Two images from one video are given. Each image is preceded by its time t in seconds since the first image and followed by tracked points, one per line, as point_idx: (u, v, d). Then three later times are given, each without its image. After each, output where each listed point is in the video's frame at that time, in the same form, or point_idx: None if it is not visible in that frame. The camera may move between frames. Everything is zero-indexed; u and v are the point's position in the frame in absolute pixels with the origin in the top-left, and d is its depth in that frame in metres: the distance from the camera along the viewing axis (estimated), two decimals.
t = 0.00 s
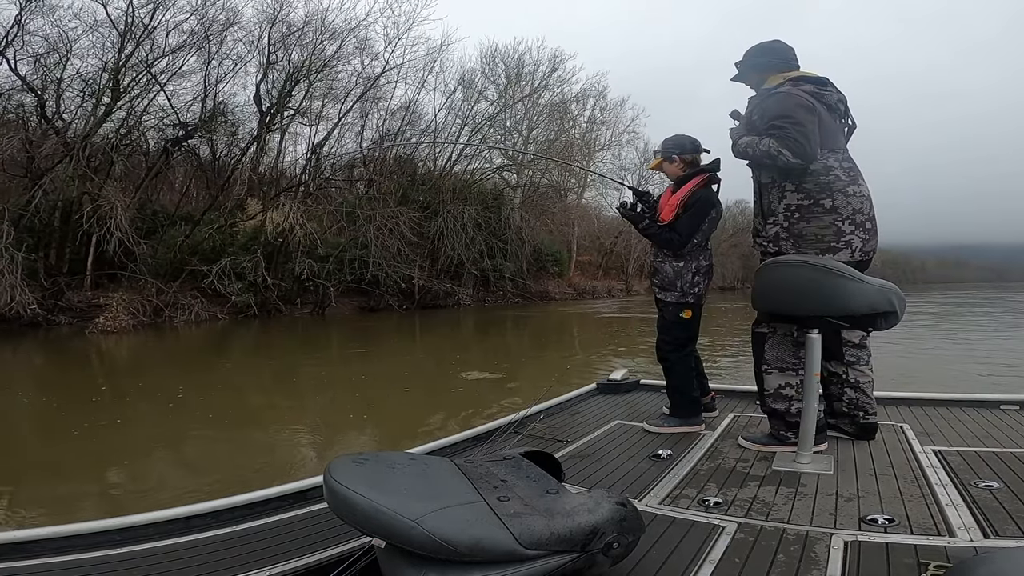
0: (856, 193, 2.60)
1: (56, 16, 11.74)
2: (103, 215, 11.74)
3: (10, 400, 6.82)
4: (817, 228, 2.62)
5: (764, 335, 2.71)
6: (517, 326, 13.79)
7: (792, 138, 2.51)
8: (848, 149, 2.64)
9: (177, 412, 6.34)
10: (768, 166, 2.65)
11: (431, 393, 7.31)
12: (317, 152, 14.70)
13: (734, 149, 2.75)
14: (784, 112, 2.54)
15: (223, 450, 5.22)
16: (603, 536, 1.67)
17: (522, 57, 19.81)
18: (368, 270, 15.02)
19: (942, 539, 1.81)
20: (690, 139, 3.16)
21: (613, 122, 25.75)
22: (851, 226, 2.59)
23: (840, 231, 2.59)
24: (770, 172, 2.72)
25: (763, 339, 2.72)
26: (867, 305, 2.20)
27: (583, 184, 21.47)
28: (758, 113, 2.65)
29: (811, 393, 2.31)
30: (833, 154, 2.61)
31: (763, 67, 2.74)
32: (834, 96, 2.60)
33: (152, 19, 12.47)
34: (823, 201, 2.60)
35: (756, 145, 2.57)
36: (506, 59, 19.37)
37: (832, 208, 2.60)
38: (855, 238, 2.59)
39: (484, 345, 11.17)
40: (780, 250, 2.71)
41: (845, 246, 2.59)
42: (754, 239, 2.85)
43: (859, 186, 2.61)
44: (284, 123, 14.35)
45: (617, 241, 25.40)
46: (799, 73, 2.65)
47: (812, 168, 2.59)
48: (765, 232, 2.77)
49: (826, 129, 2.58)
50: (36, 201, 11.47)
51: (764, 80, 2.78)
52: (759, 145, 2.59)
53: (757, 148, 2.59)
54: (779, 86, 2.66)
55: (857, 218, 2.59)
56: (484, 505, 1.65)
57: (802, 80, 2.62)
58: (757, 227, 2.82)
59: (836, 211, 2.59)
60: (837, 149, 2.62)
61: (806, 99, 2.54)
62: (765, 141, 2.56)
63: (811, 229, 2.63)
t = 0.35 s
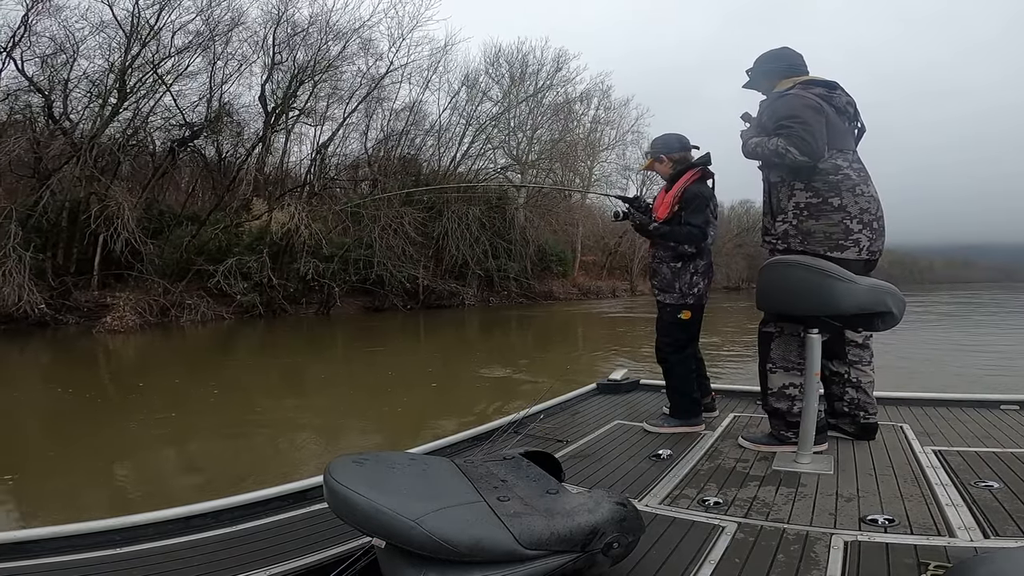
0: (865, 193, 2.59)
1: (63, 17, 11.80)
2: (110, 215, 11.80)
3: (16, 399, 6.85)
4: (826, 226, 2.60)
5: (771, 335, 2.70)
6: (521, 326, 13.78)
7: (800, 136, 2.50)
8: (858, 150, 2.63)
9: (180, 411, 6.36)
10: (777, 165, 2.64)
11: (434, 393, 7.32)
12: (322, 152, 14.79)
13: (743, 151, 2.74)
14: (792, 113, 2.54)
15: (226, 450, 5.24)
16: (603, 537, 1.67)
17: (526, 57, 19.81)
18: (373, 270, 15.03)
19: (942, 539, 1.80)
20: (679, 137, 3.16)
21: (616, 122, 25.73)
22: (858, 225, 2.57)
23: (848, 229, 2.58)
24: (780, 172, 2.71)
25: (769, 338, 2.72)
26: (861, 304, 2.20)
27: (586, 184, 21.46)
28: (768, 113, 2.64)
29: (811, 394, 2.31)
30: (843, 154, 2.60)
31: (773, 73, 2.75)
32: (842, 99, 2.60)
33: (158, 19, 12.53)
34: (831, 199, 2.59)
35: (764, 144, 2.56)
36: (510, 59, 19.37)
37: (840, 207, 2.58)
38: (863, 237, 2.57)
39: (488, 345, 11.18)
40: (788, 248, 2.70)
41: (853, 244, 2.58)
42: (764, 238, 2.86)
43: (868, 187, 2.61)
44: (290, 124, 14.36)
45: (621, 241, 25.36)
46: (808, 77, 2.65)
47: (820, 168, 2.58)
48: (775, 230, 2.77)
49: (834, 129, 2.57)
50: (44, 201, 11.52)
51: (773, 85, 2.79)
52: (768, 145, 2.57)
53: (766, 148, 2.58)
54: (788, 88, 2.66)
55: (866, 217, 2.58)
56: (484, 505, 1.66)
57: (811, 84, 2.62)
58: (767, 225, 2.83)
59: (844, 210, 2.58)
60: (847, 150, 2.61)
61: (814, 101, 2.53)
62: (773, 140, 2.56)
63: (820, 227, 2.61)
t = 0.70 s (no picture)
0: (884, 191, 2.59)
1: (68, 17, 11.83)
2: (118, 216, 11.87)
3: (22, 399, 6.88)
4: (847, 223, 2.59)
5: (787, 332, 2.65)
6: (525, 326, 13.78)
7: (822, 133, 2.49)
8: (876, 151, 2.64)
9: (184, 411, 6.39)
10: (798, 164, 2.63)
11: (437, 392, 7.34)
12: (327, 152, 14.83)
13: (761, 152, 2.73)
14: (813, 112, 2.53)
15: (230, 449, 5.26)
16: (603, 537, 1.67)
17: (530, 56, 19.80)
18: (377, 270, 15.04)
19: (943, 539, 1.80)
20: (663, 139, 3.18)
21: (620, 121, 25.71)
22: (880, 222, 2.57)
23: (869, 226, 2.57)
24: (799, 171, 2.71)
25: (785, 336, 2.67)
26: (841, 305, 2.24)
27: (590, 183, 21.44)
28: (786, 115, 2.64)
29: (811, 393, 2.32)
30: (862, 154, 2.61)
31: (788, 78, 2.75)
32: (859, 100, 2.61)
33: (163, 20, 12.56)
34: (852, 197, 2.59)
35: (786, 143, 2.55)
36: (514, 59, 19.37)
37: (861, 204, 2.58)
38: (884, 233, 2.57)
39: (492, 344, 11.18)
40: (809, 246, 2.69)
41: (875, 241, 2.57)
42: (785, 238, 2.84)
43: (887, 185, 2.61)
44: (295, 124, 14.46)
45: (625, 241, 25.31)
46: (824, 79, 2.65)
47: (840, 166, 2.59)
48: (795, 229, 2.76)
49: (853, 129, 2.58)
50: (51, 201, 11.57)
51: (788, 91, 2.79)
52: (789, 143, 2.56)
53: (786, 147, 2.57)
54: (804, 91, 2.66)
55: (886, 214, 2.58)
56: (484, 505, 1.66)
57: (828, 85, 2.62)
58: (787, 224, 2.82)
59: (865, 207, 2.58)
60: (865, 150, 2.62)
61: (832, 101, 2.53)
62: (795, 138, 2.54)
63: (842, 223, 2.60)
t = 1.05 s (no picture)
0: (903, 192, 2.58)
1: (73, 20, 11.88)
2: (123, 218, 11.90)
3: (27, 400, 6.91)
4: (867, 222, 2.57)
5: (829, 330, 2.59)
6: (529, 326, 13.76)
7: (844, 133, 2.50)
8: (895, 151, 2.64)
9: (187, 412, 6.41)
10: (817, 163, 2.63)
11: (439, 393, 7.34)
12: (331, 153, 14.85)
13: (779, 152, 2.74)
14: (834, 113, 2.55)
15: (233, 449, 5.27)
16: (602, 537, 1.67)
17: (533, 56, 19.78)
18: (382, 271, 15.05)
19: (942, 539, 1.80)
20: (645, 140, 3.20)
21: (623, 121, 25.68)
22: (898, 222, 2.56)
23: (888, 226, 2.56)
24: (818, 171, 2.70)
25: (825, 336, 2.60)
26: (829, 305, 2.32)
27: (594, 183, 21.42)
28: (807, 114, 2.65)
29: (811, 392, 2.31)
30: (882, 154, 2.60)
31: (804, 79, 2.77)
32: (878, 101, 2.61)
33: (167, 22, 12.60)
34: (872, 196, 2.57)
35: (807, 142, 2.55)
36: (516, 59, 19.36)
37: (880, 204, 2.56)
38: (903, 234, 2.56)
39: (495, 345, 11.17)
40: (828, 246, 2.67)
41: (894, 241, 2.55)
42: (801, 237, 2.81)
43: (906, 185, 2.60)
44: (299, 125, 14.51)
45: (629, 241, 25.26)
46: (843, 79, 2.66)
47: (861, 166, 2.58)
48: (814, 229, 2.73)
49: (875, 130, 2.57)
50: (58, 204, 11.63)
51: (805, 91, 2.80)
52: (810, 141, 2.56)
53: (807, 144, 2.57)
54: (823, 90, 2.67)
55: (905, 215, 2.57)
56: (484, 506, 1.66)
57: (846, 86, 2.63)
58: (803, 224, 2.79)
59: (884, 207, 2.56)
60: (885, 151, 2.61)
61: (852, 100, 2.54)
62: (816, 138, 2.55)
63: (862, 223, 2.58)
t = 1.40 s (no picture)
0: (933, 191, 2.59)
1: (78, 23, 11.93)
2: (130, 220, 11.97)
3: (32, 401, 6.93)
4: (902, 222, 2.57)
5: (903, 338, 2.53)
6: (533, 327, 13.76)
7: (878, 131, 2.50)
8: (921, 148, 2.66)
9: (190, 413, 6.42)
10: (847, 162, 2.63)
11: (443, 394, 7.35)
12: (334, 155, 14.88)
13: (806, 150, 2.73)
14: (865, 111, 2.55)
15: (236, 450, 5.29)
16: (603, 537, 1.67)
17: (535, 57, 19.81)
18: (387, 272, 15.03)
19: (942, 539, 1.79)
20: (647, 139, 3.14)
21: (626, 122, 25.67)
22: (933, 220, 2.57)
23: (924, 225, 2.56)
24: (847, 170, 2.70)
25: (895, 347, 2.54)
26: (825, 304, 2.32)
27: (597, 184, 21.41)
28: (835, 112, 2.66)
29: (811, 393, 2.31)
30: (911, 152, 2.61)
31: (825, 74, 2.77)
32: (907, 97, 2.61)
33: (171, 25, 12.66)
34: (906, 195, 2.57)
35: (839, 141, 2.55)
36: (519, 60, 19.38)
37: (915, 203, 2.56)
38: (937, 233, 2.56)
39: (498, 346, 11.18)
40: (863, 246, 2.64)
41: (930, 240, 2.55)
42: (825, 238, 2.78)
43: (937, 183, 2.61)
44: (303, 127, 14.52)
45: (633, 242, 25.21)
46: (869, 76, 2.66)
47: (893, 164, 2.58)
48: (844, 229, 2.71)
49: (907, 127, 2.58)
50: (64, 206, 11.69)
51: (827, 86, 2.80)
52: (841, 140, 2.56)
53: (838, 144, 2.57)
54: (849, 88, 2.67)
55: (937, 214, 2.58)
56: (485, 505, 1.66)
57: (873, 83, 2.63)
58: (830, 224, 2.77)
59: (918, 207, 2.56)
60: (913, 148, 2.63)
61: (882, 97, 2.55)
62: (849, 137, 2.55)
63: (896, 222, 2.58)
